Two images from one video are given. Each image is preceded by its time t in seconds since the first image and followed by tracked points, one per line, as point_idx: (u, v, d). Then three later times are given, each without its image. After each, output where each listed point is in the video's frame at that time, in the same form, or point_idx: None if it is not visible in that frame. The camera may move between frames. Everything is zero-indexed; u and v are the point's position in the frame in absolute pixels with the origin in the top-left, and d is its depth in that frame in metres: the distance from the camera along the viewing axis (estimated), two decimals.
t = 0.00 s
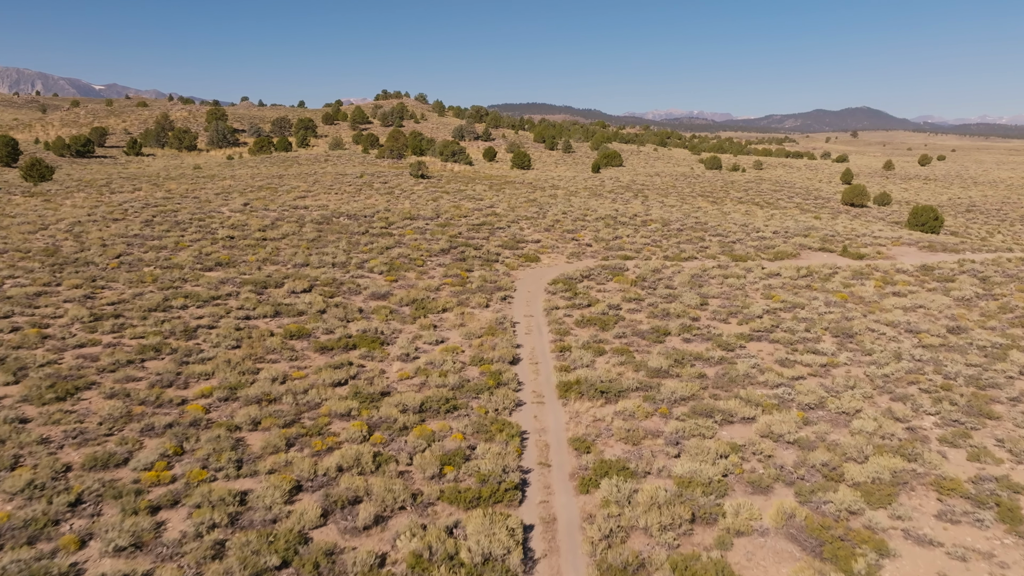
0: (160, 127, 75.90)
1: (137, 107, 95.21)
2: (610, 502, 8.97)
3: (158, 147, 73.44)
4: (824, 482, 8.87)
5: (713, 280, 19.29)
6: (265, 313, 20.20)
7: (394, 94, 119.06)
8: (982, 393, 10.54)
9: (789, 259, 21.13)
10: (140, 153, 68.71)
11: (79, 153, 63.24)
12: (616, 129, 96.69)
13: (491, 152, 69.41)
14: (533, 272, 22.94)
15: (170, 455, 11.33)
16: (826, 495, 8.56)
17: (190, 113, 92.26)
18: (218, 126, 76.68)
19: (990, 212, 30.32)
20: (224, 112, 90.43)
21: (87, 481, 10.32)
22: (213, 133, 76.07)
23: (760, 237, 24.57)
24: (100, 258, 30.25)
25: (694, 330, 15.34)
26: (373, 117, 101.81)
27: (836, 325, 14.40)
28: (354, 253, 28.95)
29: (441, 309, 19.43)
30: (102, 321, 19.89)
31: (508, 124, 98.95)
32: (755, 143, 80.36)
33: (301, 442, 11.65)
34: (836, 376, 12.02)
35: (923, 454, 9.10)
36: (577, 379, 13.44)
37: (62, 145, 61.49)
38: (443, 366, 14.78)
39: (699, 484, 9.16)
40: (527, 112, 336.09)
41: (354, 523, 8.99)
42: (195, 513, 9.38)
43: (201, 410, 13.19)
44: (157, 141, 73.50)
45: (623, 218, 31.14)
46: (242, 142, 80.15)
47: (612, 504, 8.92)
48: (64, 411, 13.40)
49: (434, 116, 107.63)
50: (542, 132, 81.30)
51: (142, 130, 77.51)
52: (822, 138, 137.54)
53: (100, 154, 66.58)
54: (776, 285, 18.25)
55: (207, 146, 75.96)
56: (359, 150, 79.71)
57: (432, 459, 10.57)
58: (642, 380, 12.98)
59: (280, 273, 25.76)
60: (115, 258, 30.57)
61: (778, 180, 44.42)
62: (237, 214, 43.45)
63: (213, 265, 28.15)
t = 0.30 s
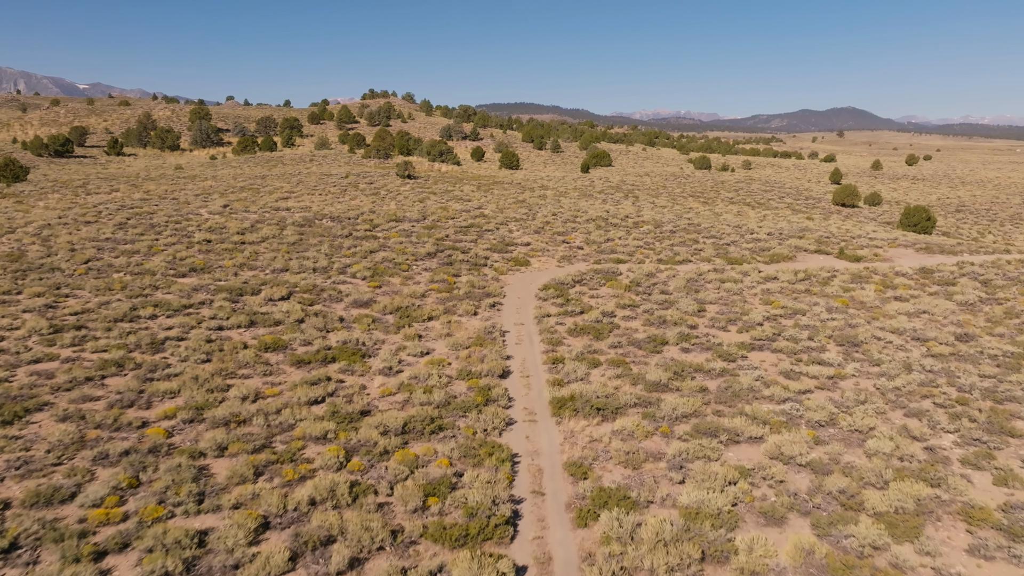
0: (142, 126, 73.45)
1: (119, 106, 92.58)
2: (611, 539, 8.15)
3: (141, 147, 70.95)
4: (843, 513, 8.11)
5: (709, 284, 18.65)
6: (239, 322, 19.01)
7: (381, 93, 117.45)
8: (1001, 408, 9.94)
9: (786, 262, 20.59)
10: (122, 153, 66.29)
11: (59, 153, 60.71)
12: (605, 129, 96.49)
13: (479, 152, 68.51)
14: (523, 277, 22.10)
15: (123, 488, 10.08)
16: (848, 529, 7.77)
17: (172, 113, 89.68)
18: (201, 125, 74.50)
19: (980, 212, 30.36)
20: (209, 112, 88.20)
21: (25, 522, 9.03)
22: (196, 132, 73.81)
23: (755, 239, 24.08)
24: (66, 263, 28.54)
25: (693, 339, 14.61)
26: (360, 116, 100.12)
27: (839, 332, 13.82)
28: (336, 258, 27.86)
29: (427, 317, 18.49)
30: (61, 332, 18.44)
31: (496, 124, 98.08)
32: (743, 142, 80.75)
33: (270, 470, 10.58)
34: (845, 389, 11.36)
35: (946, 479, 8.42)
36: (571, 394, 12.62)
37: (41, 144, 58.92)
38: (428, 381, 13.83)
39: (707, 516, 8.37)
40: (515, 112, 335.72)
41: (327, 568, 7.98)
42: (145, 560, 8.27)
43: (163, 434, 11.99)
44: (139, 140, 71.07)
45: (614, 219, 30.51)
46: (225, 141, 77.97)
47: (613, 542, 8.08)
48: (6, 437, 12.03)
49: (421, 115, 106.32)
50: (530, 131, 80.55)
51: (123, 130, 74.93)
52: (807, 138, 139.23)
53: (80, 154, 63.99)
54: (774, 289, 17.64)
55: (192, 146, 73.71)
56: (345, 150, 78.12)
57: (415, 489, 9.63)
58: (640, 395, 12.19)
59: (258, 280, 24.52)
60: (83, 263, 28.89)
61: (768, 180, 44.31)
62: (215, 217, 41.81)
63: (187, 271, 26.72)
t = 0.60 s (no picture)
0: (124, 125, 71.04)
1: (99, 105, 89.65)
2: None
3: (122, 146, 68.56)
4: (869, 549, 7.32)
5: (706, 289, 17.97)
6: (209, 334, 17.77)
7: (367, 92, 115.68)
8: (1023, 424, 9.30)
9: (782, 265, 20.02)
10: (103, 153, 63.94)
11: (38, 152, 58.25)
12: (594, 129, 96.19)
13: (467, 152, 67.53)
14: (513, 282, 21.23)
15: (65, 530, 8.75)
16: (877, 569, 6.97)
17: (157, 112, 87.09)
18: (184, 124, 72.33)
19: (970, 212, 30.33)
20: (193, 110, 85.83)
21: None
22: (179, 132, 71.51)
23: (750, 241, 23.55)
24: (28, 269, 26.81)
25: (692, 349, 13.86)
26: (345, 115, 98.30)
27: (844, 341, 13.17)
28: (317, 263, 26.68)
29: (411, 326, 17.51)
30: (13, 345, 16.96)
31: (485, 123, 97.12)
32: (731, 142, 81.05)
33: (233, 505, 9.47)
34: (856, 405, 10.66)
35: (975, 508, 7.71)
36: (564, 412, 11.76)
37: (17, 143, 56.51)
38: (411, 399, 12.84)
39: (718, 555, 7.54)
40: (503, 111, 334.94)
41: None
42: None
43: (116, 463, 10.70)
44: (120, 139, 68.69)
45: (605, 220, 29.82)
46: (208, 140, 75.76)
47: None
48: None
49: (408, 115, 104.85)
50: (518, 131, 79.70)
51: (102, 129, 72.46)
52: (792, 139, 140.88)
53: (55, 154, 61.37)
54: (773, 294, 17.02)
55: (174, 145, 71.36)
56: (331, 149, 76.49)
57: (393, 526, 8.65)
58: (638, 412, 11.39)
59: (233, 287, 23.24)
60: (46, 269, 27.22)
61: (759, 180, 44.14)
62: (193, 219, 40.17)
63: (159, 278, 25.28)
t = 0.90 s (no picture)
0: (106, 125, 68.63)
1: (78, 104, 86.79)
2: None
3: (103, 146, 66.28)
4: None
5: (703, 295, 17.27)
6: (176, 348, 16.55)
7: (354, 92, 114.02)
8: None
9: (779, 268, 19.44)
10: (84, 153, 61.69)
11: (13, 152, 55.82)
12: (583, 128, 95.79)
13: (455, 152, 66.51)
14: (502, 288, 20.35)
15: None
16: None
17: (140, 112, 84.56)
18: (167, 124, 70.19)
19: (960, 211, 30.25)
20: (176, 109, 83.64)
21: None
22: (161, 132, 69.30)
23: (745, 243, 23.00)
24: None
25: (692, 360, 13.11)
26: (331, 114, 96.49)
27: (850, 351, 12.51)
28: (297, 268, 25.52)
29: (394, 337, 16.54)
30: None
31: (472, 122, 96.08)
32: (719, 142, 81.25)
33: (187, 549, 8.37)
34: (871, 422, 9.93)
35: (1012, 544, 6.98)
36: (559, 432, 10.88)
37: None
38: (393, 420, 11.87)
39: None
40: (492, 111, 333.92)
41: None
42: None
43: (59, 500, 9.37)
44: (100, 139, 66.38)
45: (596, 222, 29.12)
46: (191, 139, 73.72)
47: None
48: None
49: (395, 114, 103.34)
50: (507, 130, 78.82)
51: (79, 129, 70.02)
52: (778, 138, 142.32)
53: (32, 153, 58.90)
54: (772, 300, 16.38)
55: (155, 144, 69.15)
56: (316, 149, 74.83)
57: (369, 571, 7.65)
58: (637, 432, 10.57)
59: (207, 295, 21.97)
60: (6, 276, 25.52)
61: (749, 180, 43.89)
62: (169, 222, 38.50)
63: (128, 285, 23.82)
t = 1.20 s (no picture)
0: (86, 123, 66.12)
1: (57, 102, 83.82)
2: None
3: (83, 146, 63.97)
4: None
5: (700, 301, 16.60)
6: (139, 363, 15.32)
7: (341, 91, 112.33)
8: None
9: (776, 272, 18.87)
10: (62, 153, 59.37)
11: None
12: (572, 128, 95.37)
13: (444, 151, 65.49)
14: (491, 294, 19.50)
15: None
16: None
17: (120, 110, 81.91)
18: (149, 122, 67.95)
19: (951, 211, 30.15)
20: (161, 108, 81.42)
21: None
22: (144, 131, 67.10)
23: (740, 246, 22.45)
24: None
25: (692, 373, 12.35)
26: (317, 113, 94.69)
27: (858, 361, 11.86)
28: (276, 274, 24.37)
29: (376, 349, 15.57)
30: None
31: (461, 122, 94.98)
32: (708, 142, 81.38)
33: None
34: (886, 442, 9.24)
35: None
36: (552, 456, 10.03)
37: None
38: (373, 444, 10.92)
39: None
40: (480, 110, 332.56)
41: None
42: None
43: None
44: (81, 138, 64.13)
45: (588, 223, 28.40)
46: (175, 138, 71.40)
47: None
48: None
49: (383, 113, 101.90)
50: (496, 129, 77.83)
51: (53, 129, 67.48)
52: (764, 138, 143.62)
53: (9, 152, 56.41)
54: (772, 306, 15.73)
55: (140, 145, 66.80)
56: (302, 148, 73.17)
57: None
58: (637, 456, 9.75)
59: (178, 304, 20.73)
60: None
61: (740, 180, 43.63)
62: (143, 225, 36.90)
63: (94, 293, 22.41)
